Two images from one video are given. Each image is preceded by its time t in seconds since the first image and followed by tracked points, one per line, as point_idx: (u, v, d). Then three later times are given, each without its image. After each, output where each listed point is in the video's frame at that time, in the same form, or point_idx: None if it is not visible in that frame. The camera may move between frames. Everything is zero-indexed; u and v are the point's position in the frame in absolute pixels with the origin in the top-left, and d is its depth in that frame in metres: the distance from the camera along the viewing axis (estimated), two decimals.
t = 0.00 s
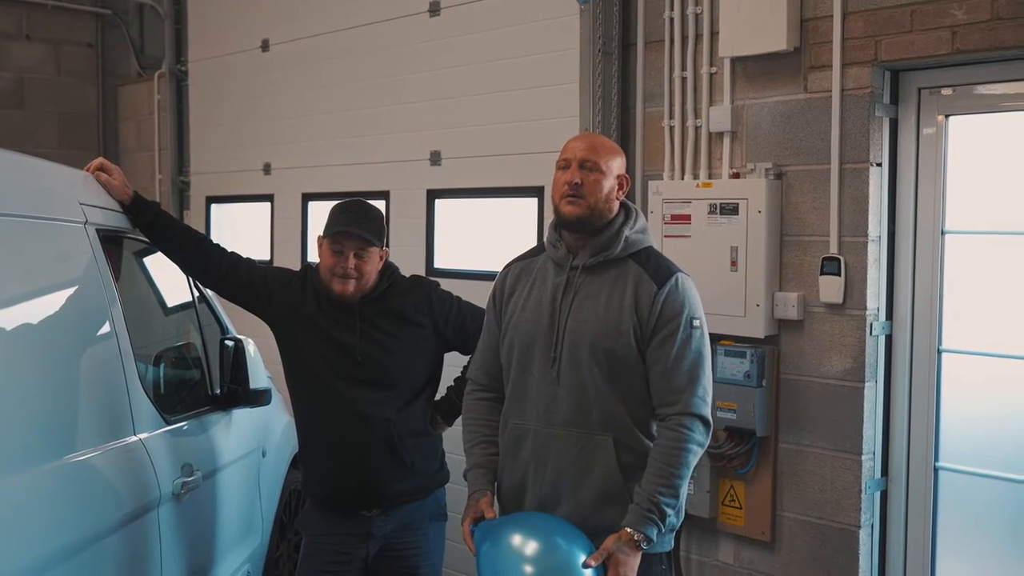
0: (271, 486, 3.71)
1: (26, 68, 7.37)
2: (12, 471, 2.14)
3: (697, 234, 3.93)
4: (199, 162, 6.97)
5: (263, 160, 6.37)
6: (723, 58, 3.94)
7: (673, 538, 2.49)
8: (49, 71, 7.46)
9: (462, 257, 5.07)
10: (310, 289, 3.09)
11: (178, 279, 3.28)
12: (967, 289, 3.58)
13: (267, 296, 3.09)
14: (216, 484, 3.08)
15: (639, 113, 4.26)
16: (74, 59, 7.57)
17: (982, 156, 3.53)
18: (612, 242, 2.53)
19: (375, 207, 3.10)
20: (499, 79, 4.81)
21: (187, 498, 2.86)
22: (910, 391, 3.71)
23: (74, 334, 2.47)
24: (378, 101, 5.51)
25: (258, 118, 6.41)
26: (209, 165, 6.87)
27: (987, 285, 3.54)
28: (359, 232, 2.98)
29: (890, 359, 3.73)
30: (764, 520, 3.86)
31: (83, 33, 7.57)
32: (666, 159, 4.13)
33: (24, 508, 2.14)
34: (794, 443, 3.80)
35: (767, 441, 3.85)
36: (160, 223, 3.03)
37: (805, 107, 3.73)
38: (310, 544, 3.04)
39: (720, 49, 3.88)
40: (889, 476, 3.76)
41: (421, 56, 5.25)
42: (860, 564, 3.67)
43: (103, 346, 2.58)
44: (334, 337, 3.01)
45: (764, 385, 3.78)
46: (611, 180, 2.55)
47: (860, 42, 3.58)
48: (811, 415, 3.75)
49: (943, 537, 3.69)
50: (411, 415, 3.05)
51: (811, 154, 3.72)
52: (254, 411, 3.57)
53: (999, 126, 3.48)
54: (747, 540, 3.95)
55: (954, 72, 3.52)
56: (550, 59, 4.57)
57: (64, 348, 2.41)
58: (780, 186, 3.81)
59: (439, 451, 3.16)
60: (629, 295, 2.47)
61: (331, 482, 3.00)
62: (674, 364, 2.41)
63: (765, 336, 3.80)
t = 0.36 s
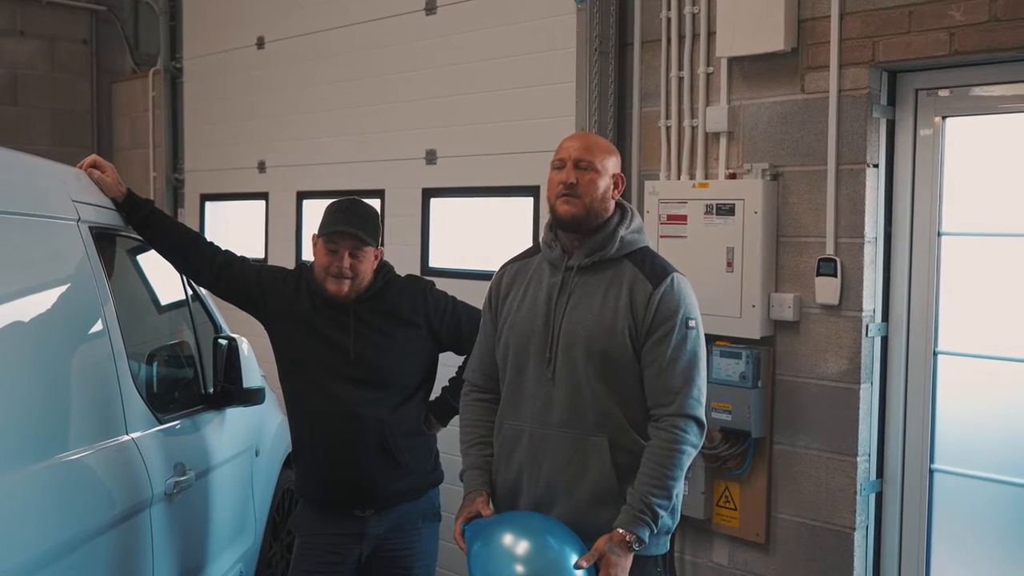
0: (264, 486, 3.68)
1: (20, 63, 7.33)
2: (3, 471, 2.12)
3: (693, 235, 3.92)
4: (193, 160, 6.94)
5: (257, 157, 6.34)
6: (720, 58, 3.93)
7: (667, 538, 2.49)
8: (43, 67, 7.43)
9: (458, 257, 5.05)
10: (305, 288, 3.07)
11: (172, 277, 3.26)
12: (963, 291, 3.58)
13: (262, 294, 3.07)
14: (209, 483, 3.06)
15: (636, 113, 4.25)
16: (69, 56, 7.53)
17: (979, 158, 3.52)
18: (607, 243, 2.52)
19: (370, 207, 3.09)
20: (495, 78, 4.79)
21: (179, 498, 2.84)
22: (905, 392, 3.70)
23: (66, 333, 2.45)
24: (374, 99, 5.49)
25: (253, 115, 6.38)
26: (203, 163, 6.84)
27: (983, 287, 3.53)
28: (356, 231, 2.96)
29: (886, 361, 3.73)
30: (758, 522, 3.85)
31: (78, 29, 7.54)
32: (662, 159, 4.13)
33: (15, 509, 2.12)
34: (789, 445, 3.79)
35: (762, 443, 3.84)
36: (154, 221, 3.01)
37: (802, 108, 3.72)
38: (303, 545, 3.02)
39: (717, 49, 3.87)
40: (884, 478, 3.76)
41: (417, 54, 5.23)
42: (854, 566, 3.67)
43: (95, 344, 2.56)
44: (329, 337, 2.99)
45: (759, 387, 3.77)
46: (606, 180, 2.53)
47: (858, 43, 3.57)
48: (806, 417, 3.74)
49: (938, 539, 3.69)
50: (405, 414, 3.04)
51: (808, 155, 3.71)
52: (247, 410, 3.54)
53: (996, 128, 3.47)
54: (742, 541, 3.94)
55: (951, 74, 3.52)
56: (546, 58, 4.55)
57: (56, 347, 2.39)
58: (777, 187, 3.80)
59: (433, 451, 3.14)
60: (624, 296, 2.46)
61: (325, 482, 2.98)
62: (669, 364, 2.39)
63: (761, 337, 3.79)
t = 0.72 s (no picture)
0: (258, 486, 3.66)
1: (14, 60, 7.30)
2: None
3: (689, 235, 3.92)
4: (188, 158, 6.92)
5: (253, 156, 6.33)
6: (717, 58, 3.93)
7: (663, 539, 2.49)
8: (38, 64, 7.39)
9: (453, 256, 5.04)
10: (300, 288, 3.05)
11: (166, 276, 3.24)
12: (959, 292, 3.58)
13: (257, 293, 3.06)
14: (203, 482, 3.05)
15: (633, 112, 4.24)
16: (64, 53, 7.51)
17: (976, 159, 3.52)
18: (603, 243, 2.51)
19: (365, 206, 3.08)
20: (491, 77, 4.78)
21: (173, 497, 2.82)
22: (901, 394, 3.70)
23: (60, 332, 2.43)
24: (370, 98, 5.47)
25: (248, 113, 6.36)
26: (198, 161, 6.82)
27: (979, 289, 3.53)
28: (351, 231, 2.95)
29: (882, 363, 3.73)
30: (754, 523, 3.84)
31: (73, 27, 7.52)
32: (659, 159, 4.12)
33: (9, 508, 2.10)
34: (785, 445, 3.79)
35: (758, 443, 3.83)
36: (148, 219, 3.00)
37: (799, 108, 3.72)
38: (298, 545, 3.01)
39: (715, 49, 3.87)
40: (879, 479, 3.76)
41: (413, 52, 5.22)
42: (850, 567, 3.66)
43: (89, 343, 2.55)
44: (324, 337, 2.98)
45: (756, 387, 3.77)
46: (603, 180, 2.52)
47: (855, 44, 3.56)
48: (802, 418, 3.74)
49: (933, 540, 3.69)
50: (400, 414, 3.03)
51: (805, 155, 3.71)
52: (241, 410, 3.52)
53: (993, 129, 3.47)
54: (737, 542, 3.93)
55: (948, 75, 3.52)
56: (543, 57, 4.54)
57: (49, 346, 2.38)
58: (773, 187, 3.79)
59: (428, 451, 3.13)
60: (619, 297, 2.45)
61: (320, 482, 2.97)
62: (664, 366, 2.38)
63: (757, 338, 3.78)
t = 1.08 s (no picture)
0: (254, 485, 3.64)
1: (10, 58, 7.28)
2: None
3: (686, 234, 3.91)
4: (184, 155, 6.90)
5: (249, 154, 6.31)
6: (714, 57, 3.93)
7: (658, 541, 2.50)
8: (34, 62, 7.37)
9: (450, 255, 5.03)
10: (296, 285, 3.04)
11: (162, 274, 3.23)
12: (955, 291, 3.58)
13: (253, 290, 3.05)
14: (199, 481, 3.04)
15: (630, 110, 4.24)
16: (60, 51, 7.48)
17: (974, 158, 3.52)
18: (601, 239, 2.50)
19: (362, 204, 3.07)
20: (488, 75, 4.78)
21: (169, 496, 2.81)
22: (897, 393, 3.70)
23: (55, 330, 2.42)
24: (367, 96, 5.46)
25: (245, 111, 6.35)
26: (194, 159, 6.80)
27: (976, 288, 3.53)
28: (346, 228, 2.94)
29: (879, 361, 3.73)
30: (751, 522, 3.84)
31: (69, 25, 7.50)
32: (656, 157, 4.11)
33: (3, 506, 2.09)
34: (781, 444, 3.79)
35: (755, 443, 3.84)
36: (144, 217, 2.99)
37: (797, 107, 3.72)
38: (293, 544, 3.02)
39: (712, 48, 3.86)
40: (876, 478, 3.76)
41: (409, 50, 5.21)
42: (846, 566, 3.67)
43: (85, 341, 2.54)
44: (321, 334, 2.97)
45: (752, 386, 3.77)
46: (602, 176, 2.52)
47: (852, 43, 3.56)
48: (799, 417, 3.74)
49: (929, 539, 3.69)
50: (396, 412, 3.02)
51: (803, 154, 3.71)
52: (236, 408, 3.50)
53: (990, 128, 3.48)
54: (734, 541, 3.93)
55: (945, 74, 3.52)
56: (540, 55, 4.53)
57: (45, 343, 2.37)
58: (770, 186, 3.79)
59: (424, 450, 3.13)
60: (616, 292, 2.45)
61: (317, 481, 2.98)
62: (662, 361, 2.38)
63: (754, 337, 3.78)
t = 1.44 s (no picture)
0: (250, 484, 3.64)
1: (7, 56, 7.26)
2: None
3: (684, 232, 3.92)
4: (180, 154, 6.89)
5: (246, 152, 6.31)
6: (711, 56, 3.93)
7: (656, 540, 2.52)
8: (30, 60, 7.36)
9: (448, 253, 5.03)
10: (293, 284, 3.04)
11: (158, 272, 3.23)
12: (952, 290, 3.59)
13: (250, 289, 3.05)
14: (196, 479, 3.04)
15: (627, 109, 4.24)
16: (56, 49, 7.48)
17: (971, 157, 3.53)
18: (600, 238, 2.51)
19: (360, 202, 3.08)
20: (485, 73, 4.77)
21: (166, 494, 2.81)
22: (894, 392, 3.71)
23: (52, 328, 2.42)
24: (364, 95, 5.46)
25: (242, 109, 6.34)
26: (191, 157, 6.80)
27: (972, 287, 3.54)
28: (345, 226, 2.95)
29: (875, 360, 3.74)
30: (747, 520, 3.85)
31: (65, 23, 7.49)
32: (653, 156, 4.11)
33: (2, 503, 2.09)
34: (778, 443, 3.79)
35: (751, 441, 3.84)
36: (140, 215, 2.99)
37: (794, 106, 3.72)
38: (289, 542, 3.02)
39: (709, 47, 3.87)
40: (872, 477, 3.77)
41: (406, 49, 5.20)
42: (842, 565, 3.67)
43: (81, 339, 2.54)
44: (317, 333, 2.97)
45: (749, 385, 3.78)
46: (601, 176, 2.55)
47: (849, 42, 3.57)
48: (795, 416, 3.74)
49: (925, 538, 3.70)
50: (392, 411, 3.02)
51: (800, 153, 3.71)
52: (232, 407, 3.49)
53: (987, 127, 3.48)
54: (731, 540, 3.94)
55: (941, 74, 3.52)
56: (537, 54, 4.53)
57: (42, 341, 2.37)
58: (767, 185, 3.79)
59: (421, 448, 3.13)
60: (618, 291, 2.45)
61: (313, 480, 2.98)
62: (670, 359, 2.37)
63: (750, 336, 3.79)
